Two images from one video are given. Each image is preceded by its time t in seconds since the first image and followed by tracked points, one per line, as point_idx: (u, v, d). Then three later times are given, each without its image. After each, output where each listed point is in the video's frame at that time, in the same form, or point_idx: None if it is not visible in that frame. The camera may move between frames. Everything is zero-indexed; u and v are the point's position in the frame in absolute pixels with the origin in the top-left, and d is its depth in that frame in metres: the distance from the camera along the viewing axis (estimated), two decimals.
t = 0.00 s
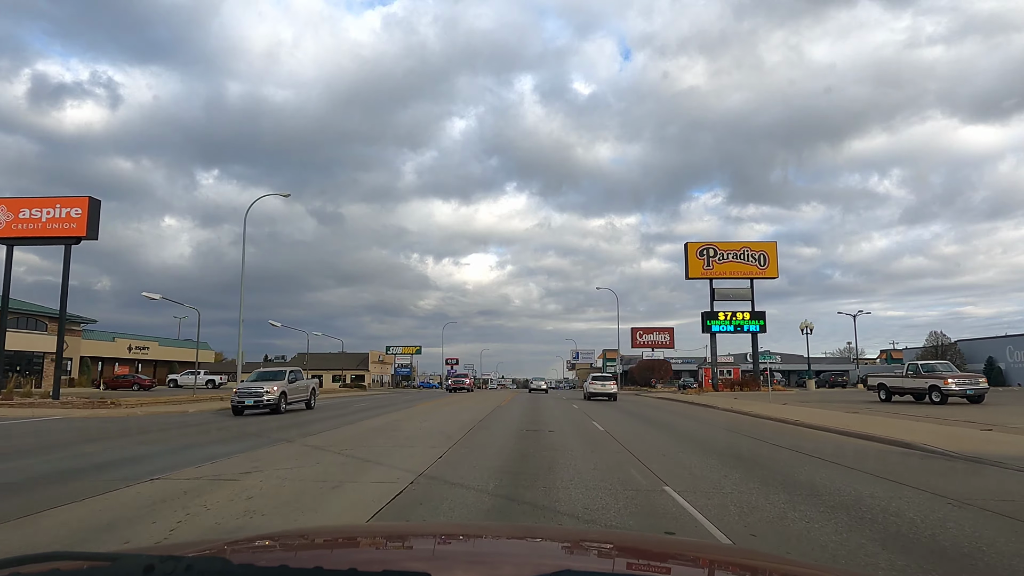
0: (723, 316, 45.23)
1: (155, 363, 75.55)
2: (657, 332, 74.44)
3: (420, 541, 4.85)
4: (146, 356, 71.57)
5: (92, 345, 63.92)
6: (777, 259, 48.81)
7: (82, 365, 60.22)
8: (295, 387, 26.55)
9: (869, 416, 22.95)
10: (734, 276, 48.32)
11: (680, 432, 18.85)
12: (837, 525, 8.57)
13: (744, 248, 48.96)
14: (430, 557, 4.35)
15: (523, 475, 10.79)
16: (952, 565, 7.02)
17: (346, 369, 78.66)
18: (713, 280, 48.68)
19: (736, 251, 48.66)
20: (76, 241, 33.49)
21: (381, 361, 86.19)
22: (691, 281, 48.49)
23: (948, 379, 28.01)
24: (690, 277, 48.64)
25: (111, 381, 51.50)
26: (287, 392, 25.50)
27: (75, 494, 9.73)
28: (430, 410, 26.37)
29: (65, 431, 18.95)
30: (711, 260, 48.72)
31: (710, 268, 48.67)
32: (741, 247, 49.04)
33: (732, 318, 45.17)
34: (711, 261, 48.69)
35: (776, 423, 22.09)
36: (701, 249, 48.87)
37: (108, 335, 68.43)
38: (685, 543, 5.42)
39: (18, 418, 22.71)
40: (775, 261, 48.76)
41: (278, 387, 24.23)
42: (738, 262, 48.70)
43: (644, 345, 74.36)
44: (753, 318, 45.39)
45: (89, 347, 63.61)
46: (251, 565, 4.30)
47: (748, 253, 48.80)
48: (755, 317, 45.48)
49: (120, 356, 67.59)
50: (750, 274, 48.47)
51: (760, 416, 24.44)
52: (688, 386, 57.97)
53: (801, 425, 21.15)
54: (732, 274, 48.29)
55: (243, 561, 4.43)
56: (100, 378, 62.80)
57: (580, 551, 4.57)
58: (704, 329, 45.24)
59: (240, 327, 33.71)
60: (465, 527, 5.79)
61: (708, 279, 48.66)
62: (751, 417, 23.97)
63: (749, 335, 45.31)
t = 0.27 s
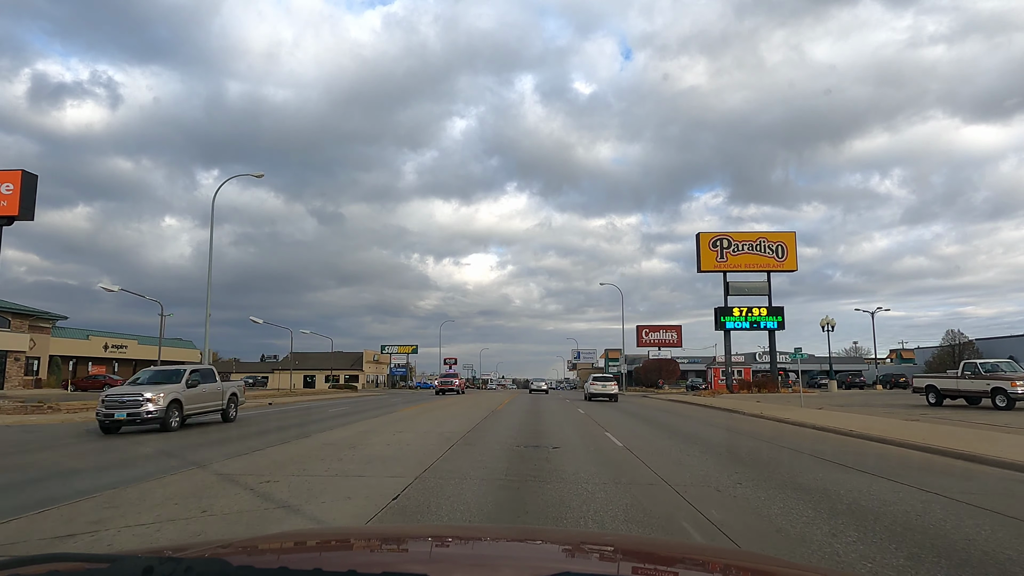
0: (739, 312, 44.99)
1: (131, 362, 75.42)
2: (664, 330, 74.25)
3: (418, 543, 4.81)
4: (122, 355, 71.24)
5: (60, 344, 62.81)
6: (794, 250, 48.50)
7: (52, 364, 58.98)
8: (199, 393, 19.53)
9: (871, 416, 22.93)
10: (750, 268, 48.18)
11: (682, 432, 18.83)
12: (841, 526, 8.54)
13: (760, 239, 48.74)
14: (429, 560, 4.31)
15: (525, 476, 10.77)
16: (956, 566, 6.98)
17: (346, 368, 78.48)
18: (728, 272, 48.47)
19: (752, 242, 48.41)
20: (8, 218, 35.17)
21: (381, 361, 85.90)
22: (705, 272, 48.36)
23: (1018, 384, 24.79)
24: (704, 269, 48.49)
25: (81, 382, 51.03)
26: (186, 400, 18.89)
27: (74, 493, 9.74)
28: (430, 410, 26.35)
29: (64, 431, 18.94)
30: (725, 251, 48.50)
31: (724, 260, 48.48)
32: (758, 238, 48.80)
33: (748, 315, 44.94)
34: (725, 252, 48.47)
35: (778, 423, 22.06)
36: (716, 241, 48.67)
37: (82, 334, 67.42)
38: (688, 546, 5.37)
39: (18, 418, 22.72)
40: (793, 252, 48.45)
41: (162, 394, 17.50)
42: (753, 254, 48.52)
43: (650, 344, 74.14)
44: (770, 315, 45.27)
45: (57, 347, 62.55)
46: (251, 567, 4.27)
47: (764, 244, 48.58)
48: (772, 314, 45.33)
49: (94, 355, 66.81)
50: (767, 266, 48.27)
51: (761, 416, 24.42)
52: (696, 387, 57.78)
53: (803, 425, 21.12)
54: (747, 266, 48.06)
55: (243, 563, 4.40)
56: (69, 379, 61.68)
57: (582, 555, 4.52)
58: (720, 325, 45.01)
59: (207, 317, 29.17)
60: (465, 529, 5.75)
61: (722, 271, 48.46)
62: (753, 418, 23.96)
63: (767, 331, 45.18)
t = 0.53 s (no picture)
0: (758, 309, 44.78)
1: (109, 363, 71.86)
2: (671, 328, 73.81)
3: (417, 545, 4.81)
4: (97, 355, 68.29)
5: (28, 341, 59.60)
6: (815, 241, 47.77)
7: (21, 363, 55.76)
8: (14, 402, 13.26)
9: (872, 416, 22.91)
10: (767, 259, 47.69)
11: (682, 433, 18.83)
12: (841, 526, 8.53)
13: (779, 229, 48.09)
14: (428, 561, 4.30)
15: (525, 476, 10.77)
16: (957, 566, 6.96)
17: (348, 369, 78.36)
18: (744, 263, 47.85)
19: (770, 233, 47.78)
20: None
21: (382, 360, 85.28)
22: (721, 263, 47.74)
23: None
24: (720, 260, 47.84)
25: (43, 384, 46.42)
26: None
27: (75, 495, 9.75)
28: (432, 410, 26.32)
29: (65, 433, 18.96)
30: (743, 242, 47.80)
31: (741, 251, 47.78)
32: (777, 228, 48.12)
33: (767, 311, 44.72)
34: (742, 243, 47.75)
35: (778, 424, 22.04)
36: (733, 231, 47.97)
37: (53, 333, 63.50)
38: (689, 548, 5.35)
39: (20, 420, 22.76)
40: (814, 242, 47.73)
41: None
42: (771, 244, 47.95)
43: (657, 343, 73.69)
44: (791, 311, 45.00)
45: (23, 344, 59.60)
46: (251, 569, 4.26)
47: (783, 235, 47.96)
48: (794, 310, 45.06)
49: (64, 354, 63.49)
50: (785, 257, 47.78)
51: (762, 416, 24.39)
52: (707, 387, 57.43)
53: (804, 425, 21.10)
54: (764, 257, 47.56)
55: (243, 565, 4.39)
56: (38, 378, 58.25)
57: (582, 557, 4.50)
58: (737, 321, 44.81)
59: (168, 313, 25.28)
60: (464, 530, 5.75)
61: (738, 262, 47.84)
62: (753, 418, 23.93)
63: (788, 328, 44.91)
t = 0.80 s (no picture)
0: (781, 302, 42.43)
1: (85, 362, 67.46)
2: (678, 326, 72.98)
3: (416, 540, 4.80)
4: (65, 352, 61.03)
5: None
6: (842, 229, 42.12)
7: None
8: None
9: (871, 417, 22.88)
10: (789, 248, 42.21)
11: (682, 432, 18.81)
12: (841, 525, 8.52)
13: (800, 215, 42.54)
14: (427, 557, 4.27)
15: (525, 476, 10.75)
16: (957, 564, 6.95)
17: (348, 368, 78.10)
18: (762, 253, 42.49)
19: (790, 219, 42.30)
20: None
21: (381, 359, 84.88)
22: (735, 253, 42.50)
23: None
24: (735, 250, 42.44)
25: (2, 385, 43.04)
26: None
27: (75, 494, 9.70)
28: (431, 410, 26.31)
29: (65, 432, 18.89)
30: (760, 230, 42.41)
31: (759, 240, 42.38)
32: (797, 214, 42.61)
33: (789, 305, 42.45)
34: (759, 231, 42.37)
35: (777, 424, 22.01)
36: (748, 217, 42.56)
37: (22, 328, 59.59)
38: (689, 543, 5.34)
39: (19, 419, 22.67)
40: (840, 231, 42.04)
41: None
42: (792, 232, 42.47)
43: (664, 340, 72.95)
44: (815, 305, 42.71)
45: None
46: (251, 565, 4.23)
47: (805, 221, 42.38)
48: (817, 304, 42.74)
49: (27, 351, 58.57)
50: (809, 246, 42.06)
51: (761, 416, 24.36)
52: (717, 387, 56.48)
53: (804, 425, 21.08)
54: (785, 246, 42.03)
55: (243, 560, 4.36)
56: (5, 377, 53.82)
57: (583, 552, 4.47)
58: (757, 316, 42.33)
59: (110, 299, 21.60)
60: (463, 526, 5.74)
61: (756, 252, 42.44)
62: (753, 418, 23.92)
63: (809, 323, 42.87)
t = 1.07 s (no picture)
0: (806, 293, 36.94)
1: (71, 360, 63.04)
2: (688, 322, 72.08)
3: (414, 539, 4.76)
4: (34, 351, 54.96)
5: None
6: (873, 214, 37.72)
7: None
8: None
9: (870, 417, 22.87)
10: (814, 235, 37.57)
11: (681, 433, 18.75)
12: (841, 524, 8.51)
13: (826, 199, 37.98)
14: (425, 555, 4.24)
15: (524, 475, 10.73)
16: (957, 564, 6.95)
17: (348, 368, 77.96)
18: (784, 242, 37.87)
19: (816, 203, 37.70)
20: None
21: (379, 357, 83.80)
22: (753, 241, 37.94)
23: None
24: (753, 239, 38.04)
25: None
26: None
27: (75, 494, 9.67)
28: (431, 410, 26.28)
29: (65, 433, 18.85)
30: (781, 216, 37.86)
31: (781, 227, 37.86)
32: (823, 196, 38.04)
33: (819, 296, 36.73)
34: (781, 217, 37.84)
35: (777, 424, 21.98)
36: (768, 201, 38.04)
37: None
38: (691, 543, 5.31)
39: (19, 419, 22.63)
40: (871, 216, 37.72)
41: None
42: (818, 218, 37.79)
43: (672, 337, 71.81)
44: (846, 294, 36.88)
45: None
46: (252, 563, 4.20)
47: (833, 205, 37.85)
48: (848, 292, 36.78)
49: None
50: (838, 234, 37.57)
51: (761, 416, 24.32)
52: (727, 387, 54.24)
53: (804, 425, 21.06)
54: (810, 234, 37.53)
55: (244, 559, 4.33)
56: None
57: (584, 551, 4.44)
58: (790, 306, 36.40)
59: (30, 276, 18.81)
60: (463, 525, 5.72)
61: (777, 241, 37.84)
62: (753, 418, 23.88)
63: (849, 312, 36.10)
